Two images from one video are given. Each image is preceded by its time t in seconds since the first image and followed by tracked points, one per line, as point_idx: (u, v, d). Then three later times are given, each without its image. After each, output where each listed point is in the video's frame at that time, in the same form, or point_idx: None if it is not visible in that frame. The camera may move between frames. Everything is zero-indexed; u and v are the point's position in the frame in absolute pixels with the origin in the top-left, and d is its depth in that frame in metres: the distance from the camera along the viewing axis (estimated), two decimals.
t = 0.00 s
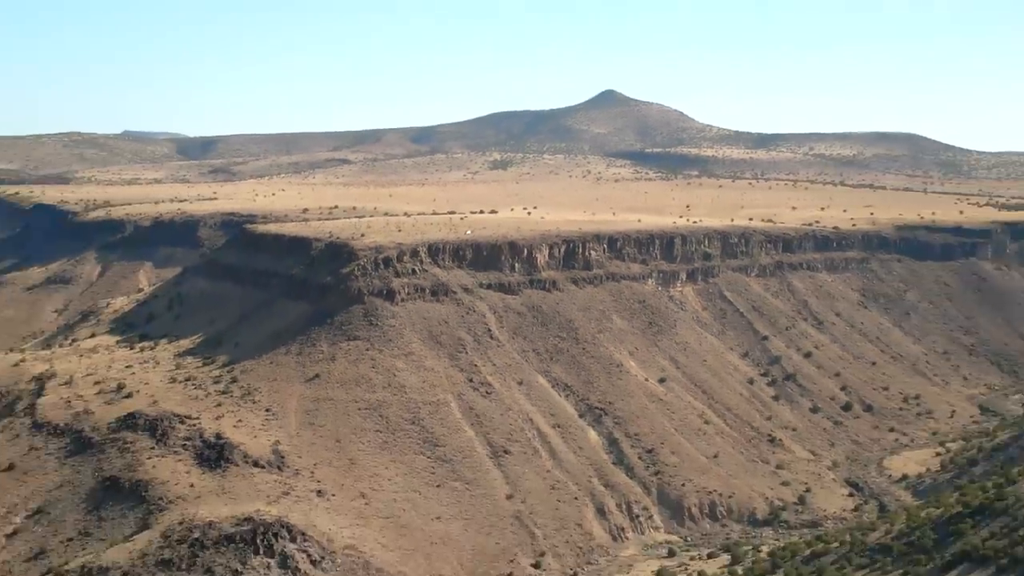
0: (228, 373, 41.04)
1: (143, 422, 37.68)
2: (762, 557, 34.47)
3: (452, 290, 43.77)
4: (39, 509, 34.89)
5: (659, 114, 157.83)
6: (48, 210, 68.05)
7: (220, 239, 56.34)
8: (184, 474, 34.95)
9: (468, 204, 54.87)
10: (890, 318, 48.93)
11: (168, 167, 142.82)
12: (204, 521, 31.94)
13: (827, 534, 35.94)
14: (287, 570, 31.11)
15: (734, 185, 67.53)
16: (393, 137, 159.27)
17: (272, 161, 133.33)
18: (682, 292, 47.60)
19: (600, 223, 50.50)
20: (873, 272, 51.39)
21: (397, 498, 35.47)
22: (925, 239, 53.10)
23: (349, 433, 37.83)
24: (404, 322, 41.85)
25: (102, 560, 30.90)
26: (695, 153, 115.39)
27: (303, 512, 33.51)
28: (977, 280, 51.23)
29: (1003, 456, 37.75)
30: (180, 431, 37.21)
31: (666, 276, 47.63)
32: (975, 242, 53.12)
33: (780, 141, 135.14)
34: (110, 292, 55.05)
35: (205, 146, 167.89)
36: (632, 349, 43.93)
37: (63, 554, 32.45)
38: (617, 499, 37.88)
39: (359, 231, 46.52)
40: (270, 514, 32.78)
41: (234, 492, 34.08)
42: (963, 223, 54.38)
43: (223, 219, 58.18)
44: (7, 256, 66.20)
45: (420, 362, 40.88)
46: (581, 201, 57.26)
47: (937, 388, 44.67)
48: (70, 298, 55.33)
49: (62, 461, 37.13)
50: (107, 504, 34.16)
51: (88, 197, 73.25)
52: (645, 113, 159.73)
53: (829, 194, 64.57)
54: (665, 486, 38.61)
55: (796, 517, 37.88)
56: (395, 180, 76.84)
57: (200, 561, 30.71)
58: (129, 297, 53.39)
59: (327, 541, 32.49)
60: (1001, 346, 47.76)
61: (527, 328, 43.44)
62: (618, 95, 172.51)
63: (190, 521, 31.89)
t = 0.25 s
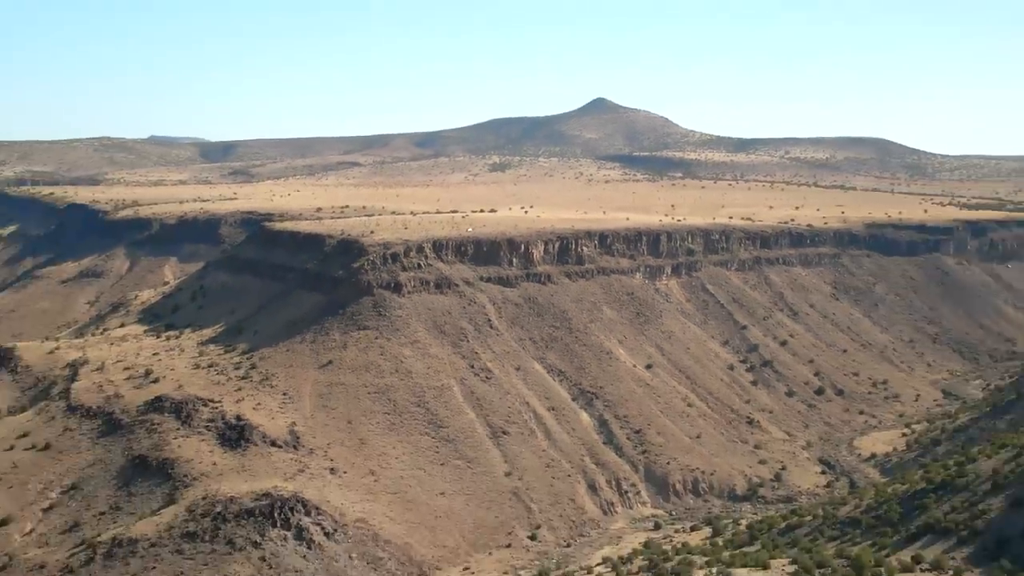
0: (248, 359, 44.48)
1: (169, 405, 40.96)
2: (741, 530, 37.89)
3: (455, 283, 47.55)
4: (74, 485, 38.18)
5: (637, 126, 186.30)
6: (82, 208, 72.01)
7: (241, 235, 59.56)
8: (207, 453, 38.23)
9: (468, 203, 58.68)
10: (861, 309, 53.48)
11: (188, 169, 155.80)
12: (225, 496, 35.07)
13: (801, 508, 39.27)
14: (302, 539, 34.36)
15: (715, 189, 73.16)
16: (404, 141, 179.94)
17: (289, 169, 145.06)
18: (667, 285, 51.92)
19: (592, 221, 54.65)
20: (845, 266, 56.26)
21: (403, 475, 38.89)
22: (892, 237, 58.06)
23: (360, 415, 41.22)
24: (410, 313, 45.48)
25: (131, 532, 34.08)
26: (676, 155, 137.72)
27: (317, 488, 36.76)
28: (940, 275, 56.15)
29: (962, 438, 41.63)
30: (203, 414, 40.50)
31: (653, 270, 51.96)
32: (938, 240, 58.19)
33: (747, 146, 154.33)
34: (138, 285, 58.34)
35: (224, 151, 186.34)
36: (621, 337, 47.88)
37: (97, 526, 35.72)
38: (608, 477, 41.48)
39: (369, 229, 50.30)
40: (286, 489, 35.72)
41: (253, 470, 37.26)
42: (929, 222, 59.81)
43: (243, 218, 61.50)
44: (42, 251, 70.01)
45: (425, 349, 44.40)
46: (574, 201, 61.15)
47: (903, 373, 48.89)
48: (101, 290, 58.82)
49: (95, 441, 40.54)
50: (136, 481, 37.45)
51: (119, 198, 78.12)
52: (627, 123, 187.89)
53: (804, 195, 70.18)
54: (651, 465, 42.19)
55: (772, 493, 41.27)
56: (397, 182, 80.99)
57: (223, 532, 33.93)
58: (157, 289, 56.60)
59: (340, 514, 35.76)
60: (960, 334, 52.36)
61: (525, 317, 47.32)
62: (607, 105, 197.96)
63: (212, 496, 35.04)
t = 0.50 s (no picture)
0: (265, 348, 47.90)
1: (191, 390, 44.34)
2: (723, 506, 41.26)
3: (457, 277, 51.25)
4: (104, 465, 41.57)
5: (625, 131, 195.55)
6: (112, 208, 76.18)
7: (258, 232, 62.88)
8: (227, 435, 41.59)
9: (468, 202, 62.38)
10: (835, 301, 57.00)
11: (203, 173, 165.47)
12: (244, 475, 38.29)
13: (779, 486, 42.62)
14: (315, 515, 37.66)
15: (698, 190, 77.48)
16: (409, 145, 191.05)
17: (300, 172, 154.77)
18: (654, 278, 55.72)
19: (584, 220, 58.48)
20: (819, 261, 59.74)
21: (409, 456, 42.28)
22: (865, 234, 61.69)
23: (369, 400, 44.57)
24: (415, 304, 49.03)
25: (156, 508, 37.36)
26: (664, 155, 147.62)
27: (329, 467, 40.13)
28: (908, 269, 59.77)
29: (928, 421, 45.14)
30: (223, 398, 43.83)
31: (641, 265, 55.78)
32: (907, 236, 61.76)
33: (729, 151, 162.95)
34: (162, 278, 61.80)
35: (239, 154, 198.37)
36: (612, 327, 51.54)
37: (126, 502, 39.06)
38: (599, 457, 44.86)
39: (377, 227, 53.93)
40: (299, 470, 38.92)
41: (268, 450, 40.63)
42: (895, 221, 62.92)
43: (260, 216, 64.91)
44: (74, 249, 74.32)
45: (429, 339, 47.87)
46: (568, 200, 64.93)
47: (874, 361, 52.57)
48: (128, 284, 62.46)
49: (122, 424, 43.97)
50: (162, 460, 40.88)
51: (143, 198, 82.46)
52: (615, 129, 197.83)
53: (782, 194, 74.86)
54: (639, 446, 45.66)
55: (751, 472, 44.70)
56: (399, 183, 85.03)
57: (242, 507, 37.06)
58: (179, 283, 60.02)
59: (350, 491, 39.17)
60: (927, 324, 55.95)
61: (522, 309, 51.07)
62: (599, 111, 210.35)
63: (231, 475, 38.30)
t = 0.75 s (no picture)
0: (279, 338, 51.30)
1: (211, 377, 47.65)
2: (707, 486, 44.55)
3: (459, 272, 54.84)
4: (130, 447, 44.89)
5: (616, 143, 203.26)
6: (136, 208, 80.51)
7: (273, 230, 66.78)
8: (244, 419, 44.90)
9: (468, 202, 65.94)
10: (811, 294, 61.10)
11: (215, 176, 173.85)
12: (260, 456, 41.58)
13: (760, 467, 45.89)
14: (327, 493, 41.08)
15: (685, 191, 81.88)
16: (414, 151, 204.38)
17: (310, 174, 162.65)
18: (642, 274, 59.50)
19: (578, 219, 62.21)
20: (797, 258, 63.99)
21: (414, 438, 45.65)
22: (841, 232, 65.77)
23: (377, 386, 47.91)
24: (420, 297, 52.55)
25: (178, 488, 40.73)
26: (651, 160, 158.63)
27: (340, 449, 43.50)
28: (880, 265, 63.94)
29: (899, 406, 48.55)
30: (241, 384, 47.15)
31: (631, 260, 59.59)
32: (879, 233, 66.00)
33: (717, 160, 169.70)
34: (183, 273, 65.46)
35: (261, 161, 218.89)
36: (604, 319, 55.14)
37: (150, 481, 42.38)
38: (592, 440, 48.22)
39: (383, 225, 57.52)
40: (313, 450, 42.48)
41: (283, 433, 43.98)
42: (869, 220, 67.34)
43: (275, 214, 68.95)
44: (100, 247, 78.66)
45: (433, 329, 51.29)
46: (564, 200, 68.61)
47: (849, 350, 56.34)
48: (151, 278, 66.26)
49: (146, 408, 47.29)
50: (184, 443, 44.21)
51: (165, 198, 87.21)
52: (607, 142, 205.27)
53: (763, 196, 80.12)
54: (630, 429, 49.04)
55: (734, 454, 47.89)
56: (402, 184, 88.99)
57: (259, 486, 40.40)
58: (200, 278, 63.65)
59: (360, 471, 42.57)
60: (898, 316, 60.01)
61: (519, 302, 54.64)
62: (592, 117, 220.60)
63: (248, 457, 41.63)
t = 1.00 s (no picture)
0: (292, 329, 54.70)
1: (228, 366, 51.02)
2: (694, 468, 47.91)
3: (461, 268, 58.40)
4: (152, 431, 48.20)
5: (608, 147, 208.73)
6: (157, 209, 84.61)
7: (286, 228, 69.98)
8: (260, 405, 48.23)
9: (469, 201, 69.53)
10: (791, 288, 65.03)
11: (236, 178, 189.61)
12: (274, 440, 44.91)
13: (742, 449, 49.27)
14: (337, 474, 44.45)
15: (673, 192, 86.01)
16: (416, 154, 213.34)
17: (315, 177, 168.40)
18: (632, 270, 63.30)
19: (573, 217, 65.97)
20: (778, 254, 68.11)
21: (419, 423, 49.04)
22: (819, 230, 70.17)
23: (384, 373, 51.29)
24: (424, 291, 56.03)
25: (198, 470, 44.08)
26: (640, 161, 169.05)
27: (350, 433, 46.87)
28: (855, 260, 68.31)
29: (873, 393, 52.03)
30: (256, 372, 50.50)
31: (622, 257, 63.46)
32: (853, 231, 70.62)
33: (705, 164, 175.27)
34: (202, 269, 69.05)
35: (273, 163, 229.57)
36: (597, 312, 58.76)
37: (172, 463, 45.69)
38: (585, 425, 51.65)
39: (390, 224, 61.12)
40: (324, 434, 45.91)
41: (296, 418, 47.34)
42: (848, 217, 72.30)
43: (288, 214, 72.45)
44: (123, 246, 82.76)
45: (437, 321, 54.73)
46: (560, 200, 72.30)
47: (826, 341, 60.13)
48: (172, 274, 69.96)
49: (168, 395, 50.62)
50: (203, 427, 47.55)
51: (185, 199, 91.90)
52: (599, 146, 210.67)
53: (747, 195, 85.85)
54: (621, 415, 52.48)
55: (719, 438, 51.28)
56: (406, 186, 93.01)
57: (274, 468, 43.71)
58: (218, 273, 67.19)
59: (368, 454, 45.96)
60: (872, 309, 64.17)
61: (518, 295, 58.23)
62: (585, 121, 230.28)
63: (263, 440, 44.96)
